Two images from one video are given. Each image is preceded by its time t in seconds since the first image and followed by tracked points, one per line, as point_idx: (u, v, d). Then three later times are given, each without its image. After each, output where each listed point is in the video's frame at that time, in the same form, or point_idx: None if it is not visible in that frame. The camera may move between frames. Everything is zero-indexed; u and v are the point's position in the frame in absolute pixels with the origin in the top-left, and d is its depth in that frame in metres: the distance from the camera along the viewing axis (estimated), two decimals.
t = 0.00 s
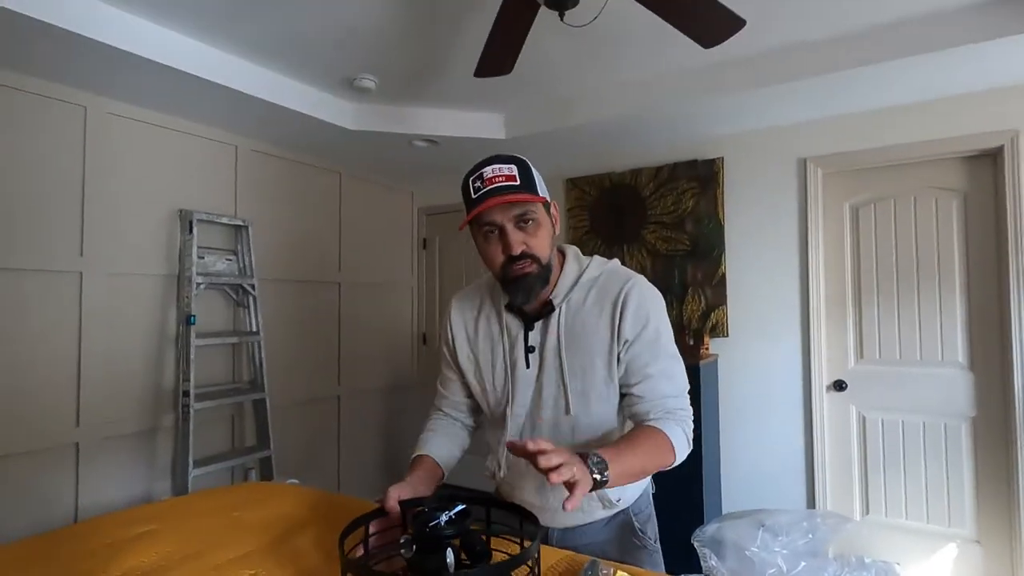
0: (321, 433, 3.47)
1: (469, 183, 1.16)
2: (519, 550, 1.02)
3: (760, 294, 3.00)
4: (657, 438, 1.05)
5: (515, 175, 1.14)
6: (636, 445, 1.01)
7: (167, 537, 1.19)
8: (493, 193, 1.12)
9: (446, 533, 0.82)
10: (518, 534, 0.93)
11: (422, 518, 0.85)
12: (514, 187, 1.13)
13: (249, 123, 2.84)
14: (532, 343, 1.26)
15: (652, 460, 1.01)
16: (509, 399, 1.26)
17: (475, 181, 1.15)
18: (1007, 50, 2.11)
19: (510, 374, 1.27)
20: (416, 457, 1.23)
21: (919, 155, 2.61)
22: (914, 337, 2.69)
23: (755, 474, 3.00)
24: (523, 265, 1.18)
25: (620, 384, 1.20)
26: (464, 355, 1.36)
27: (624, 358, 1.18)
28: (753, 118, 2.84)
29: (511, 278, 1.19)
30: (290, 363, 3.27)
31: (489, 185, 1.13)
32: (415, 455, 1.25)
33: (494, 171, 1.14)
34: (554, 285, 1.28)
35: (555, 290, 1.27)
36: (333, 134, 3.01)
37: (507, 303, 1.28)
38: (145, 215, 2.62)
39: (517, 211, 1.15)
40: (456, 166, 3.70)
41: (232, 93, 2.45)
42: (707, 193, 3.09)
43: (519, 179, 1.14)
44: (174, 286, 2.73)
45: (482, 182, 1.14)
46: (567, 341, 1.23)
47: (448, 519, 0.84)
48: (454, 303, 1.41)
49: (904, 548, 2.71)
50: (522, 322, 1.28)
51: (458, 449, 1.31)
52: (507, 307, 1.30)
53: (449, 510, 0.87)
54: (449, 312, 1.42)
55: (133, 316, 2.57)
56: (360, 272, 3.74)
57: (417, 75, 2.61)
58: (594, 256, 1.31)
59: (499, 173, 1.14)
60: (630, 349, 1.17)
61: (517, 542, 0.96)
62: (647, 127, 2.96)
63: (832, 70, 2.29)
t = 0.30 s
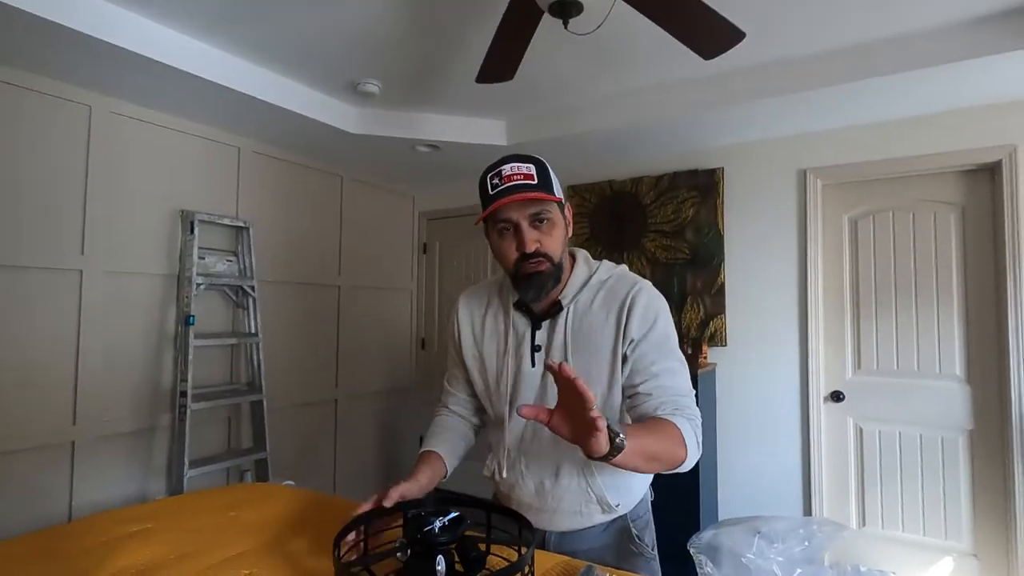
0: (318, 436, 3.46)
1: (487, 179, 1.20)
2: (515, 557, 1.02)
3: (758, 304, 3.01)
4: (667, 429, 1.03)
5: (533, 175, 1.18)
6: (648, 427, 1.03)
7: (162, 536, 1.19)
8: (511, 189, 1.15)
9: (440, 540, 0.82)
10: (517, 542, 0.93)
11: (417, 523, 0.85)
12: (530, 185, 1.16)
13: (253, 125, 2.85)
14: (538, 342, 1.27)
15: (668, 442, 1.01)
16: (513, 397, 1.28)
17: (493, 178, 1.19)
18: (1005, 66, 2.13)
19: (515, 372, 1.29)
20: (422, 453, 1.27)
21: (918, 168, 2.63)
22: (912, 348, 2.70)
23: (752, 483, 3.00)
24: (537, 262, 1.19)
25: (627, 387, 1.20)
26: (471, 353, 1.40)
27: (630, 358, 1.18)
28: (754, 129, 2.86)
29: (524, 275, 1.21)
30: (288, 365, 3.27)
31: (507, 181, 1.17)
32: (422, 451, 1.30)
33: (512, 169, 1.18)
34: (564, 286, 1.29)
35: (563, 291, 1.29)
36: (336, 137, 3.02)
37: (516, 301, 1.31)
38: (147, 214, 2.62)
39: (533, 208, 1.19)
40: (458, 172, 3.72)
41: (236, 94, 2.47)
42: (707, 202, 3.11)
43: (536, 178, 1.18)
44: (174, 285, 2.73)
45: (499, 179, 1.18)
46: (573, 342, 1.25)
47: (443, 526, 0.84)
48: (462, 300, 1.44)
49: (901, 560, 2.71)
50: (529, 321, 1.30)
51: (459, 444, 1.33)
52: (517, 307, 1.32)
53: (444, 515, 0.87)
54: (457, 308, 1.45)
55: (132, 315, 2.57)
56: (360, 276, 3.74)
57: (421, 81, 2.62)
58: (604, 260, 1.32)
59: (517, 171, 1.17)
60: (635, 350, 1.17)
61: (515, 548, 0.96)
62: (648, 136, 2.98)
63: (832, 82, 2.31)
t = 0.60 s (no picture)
0: (307, 433, 3.43)
1: (501, 190, 1.19)
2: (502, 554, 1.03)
3: (749, 306, 3.03)
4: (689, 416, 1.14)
5: (548, 189, 1.17)
6: (672, 420, 1.12)
7: (147, 532, 1.17)
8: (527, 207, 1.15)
9: (427, 537, 0.82)
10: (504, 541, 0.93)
11: (404, 518, 0.84)
12: (545, 201, 1.16)
13: (245, 119, 2.83)
14: (535, 332, 1.29)
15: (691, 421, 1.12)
16: (507, 385, 1.29)
17: (507, 190, 1.18)
18: (994, 74, 2.16)
19: (511, 361, 1.30)
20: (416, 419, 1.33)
21: (907, 173, 2.66)
22: (899, 352, 2.72)
23: (740, 484, 3.02)
24: (547, 274, 1.22)
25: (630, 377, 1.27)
26: (468, 339, 1.40)
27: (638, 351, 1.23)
28: (747, 132, 2.88)
29: (532, 284, 1.23)
30: (278, 362, 3.25)
31: (523, 197, 1.16)
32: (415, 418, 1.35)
33: (527, 183, 1.17)
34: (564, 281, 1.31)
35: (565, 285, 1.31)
36: (329, 133, 3.01)
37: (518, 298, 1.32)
38: (136, 208, 2.60)
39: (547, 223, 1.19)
40: (452, 170, 3.72)
41: (230, 88, 2.45)
42: (699, 204, 3.12)
43: (551, 193, 1.17)
44: (163, 280, 2.71)
45: (514, 193, 1.17)
46: (573, 335, 1.27)
47: (430, 522, 0.83)
48: (463, 287, 1.45)
49: (886, 562, 2.73)
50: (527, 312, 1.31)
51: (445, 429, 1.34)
52: (516, 300, 1.34)
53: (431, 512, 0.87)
54: (456, 296, 1.45)
55: (120, 309, 2.54)
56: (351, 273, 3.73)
57: (415, 78, 2.62)
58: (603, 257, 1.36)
59: (532, 186, 1.17)
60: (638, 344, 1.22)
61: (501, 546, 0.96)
62: (642, 137, 2.99)
63: (824, 87, 2.33)
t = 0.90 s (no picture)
0: (301, 438, 3.41)
1: (544, 204, 1.22)
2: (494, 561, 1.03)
3: (743, 314, 3.03)
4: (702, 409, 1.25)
5: (588, 204, 1.23)
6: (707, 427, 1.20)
7: (136, 538, 1.16)
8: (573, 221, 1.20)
9: (418, 545, 0.82)
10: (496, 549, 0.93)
11: (395, 527, 0.85)
12: (587, 216, 1.22)
13: (241, 123, 2.82)
14: (551, 332, 1.32)
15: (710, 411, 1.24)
16: (523, 381, 1.30)
17: (550, 203, 1.21)
18: (986, 86, 2.18)
19: (528, 358, 1.31)
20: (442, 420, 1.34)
21: (901, 184, 2.68)
22: (892, 361, 2.73)
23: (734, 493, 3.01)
24: (580, 282, 1.25)
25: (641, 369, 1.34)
26: (482, 337, 1.40)
27: (654, 349, 1.30)
28: (742, 141, 2.90)
29: (564, 290, 1.26)
30: (272, 366, 3.24)
31: (567, 212, 1.21)
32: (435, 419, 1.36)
33: (570, 197, 1.22)
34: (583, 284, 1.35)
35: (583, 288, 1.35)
36: (326, 137, 3.01)
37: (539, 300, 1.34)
38: (131, 211, 2.59)
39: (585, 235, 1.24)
40: (449, 176, 3.72)
41: (226, 92, 2.45)
42: (695, 212, 3.13)
43: (591, 208, 1.23)
44: (158, 283, 2.70)
45: (558, 207, 1.21)
46: (590, 333, 1.31)
47: (421, 530, 0.84)
48: (477, 287, 1.45)
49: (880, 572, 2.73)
50: (544, 312, 1.34)
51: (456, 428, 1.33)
52: (533, 299, 1.35)
53: (422, 520, 0.87)
54: (469, 296, 1.46)
55: (114, 312, 2.53)
56: (347, 278, 3.72)
57: (412, 84, 2.63)
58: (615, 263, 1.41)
59: (575, 200, 1.22)
60: (653, 341, 1.30)
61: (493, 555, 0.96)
62: (638, 145, 3.01)
63: (819, 98, 2.35)
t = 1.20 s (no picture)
0: (300, 444, 3.41)
1: (559, 193, 1.22)
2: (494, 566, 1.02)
3: (742, 315, 3.03)
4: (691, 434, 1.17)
5: (603, 199, 1.22)
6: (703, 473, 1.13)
7: (134, 546, 1.15)
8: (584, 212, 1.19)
9: (418, 550, 0.82)
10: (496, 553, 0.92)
11: (394, 532, 0.84)
12: (599, 210, 1.21)
13: (237, 129, 2.83)
14: (569, 333, 1.29)
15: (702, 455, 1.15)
16: (543, 383, 1.26)
17: (565, 193, 1.22)
18: (978, 84, 2.20)
19: (546, 359, 1.28)
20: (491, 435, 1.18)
21: (895, 183, 2.69)
22: (890, 359, 2.74)
23: (734, 493, 3.01)
24: (587, 276, 1.25)
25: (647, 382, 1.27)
26: (500, 340, 1.35)
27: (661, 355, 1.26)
28: (738, 141, 2.90)
29: (570, 283, 1.26)
30: (271, 372, 3.23)
31: (580, 203, 1.20)
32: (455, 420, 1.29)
33: (585, 190, 1.21)
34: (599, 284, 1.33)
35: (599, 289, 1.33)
36: (322, 143, 3.01)
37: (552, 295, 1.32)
38: (128, 219, 2.59)
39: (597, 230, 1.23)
40: (446, 180, 3.73)
41: (222, 99, 2.45)
42: (692, 213, 3.14)
43: (605, 204, 1.22)
44: (155, 291, 2.69)
45: (572, 197, 1.21)
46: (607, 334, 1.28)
47: (421, 535, 0.83)
48: (491, 290, 1.41)
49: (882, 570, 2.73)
50: (561, 313, 1.31)
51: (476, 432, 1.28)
52: (551, 302, 1.33)
53: (421, 525, 0.86)
54: (484, 300, 1.41)
55: (112, 320, 2.53)
56: (344, 283, 3.72)
57: (407, 88, 2.63)
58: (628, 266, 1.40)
59: (590, 194, 1.21)
60: (663, 347, 1.25)
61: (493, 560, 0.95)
62: (634, 147, 3.02)
63: (812, 98, 2.36)
